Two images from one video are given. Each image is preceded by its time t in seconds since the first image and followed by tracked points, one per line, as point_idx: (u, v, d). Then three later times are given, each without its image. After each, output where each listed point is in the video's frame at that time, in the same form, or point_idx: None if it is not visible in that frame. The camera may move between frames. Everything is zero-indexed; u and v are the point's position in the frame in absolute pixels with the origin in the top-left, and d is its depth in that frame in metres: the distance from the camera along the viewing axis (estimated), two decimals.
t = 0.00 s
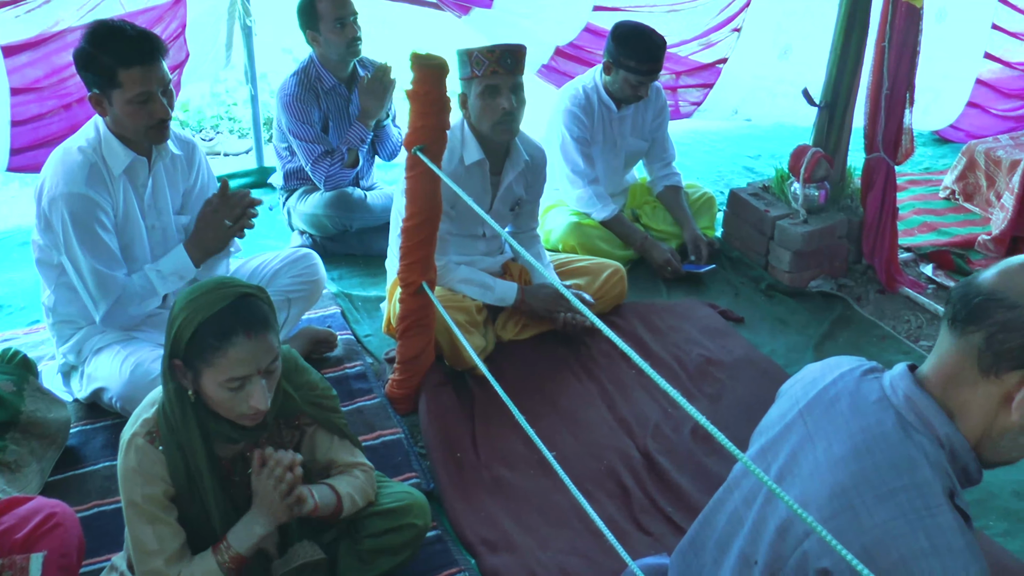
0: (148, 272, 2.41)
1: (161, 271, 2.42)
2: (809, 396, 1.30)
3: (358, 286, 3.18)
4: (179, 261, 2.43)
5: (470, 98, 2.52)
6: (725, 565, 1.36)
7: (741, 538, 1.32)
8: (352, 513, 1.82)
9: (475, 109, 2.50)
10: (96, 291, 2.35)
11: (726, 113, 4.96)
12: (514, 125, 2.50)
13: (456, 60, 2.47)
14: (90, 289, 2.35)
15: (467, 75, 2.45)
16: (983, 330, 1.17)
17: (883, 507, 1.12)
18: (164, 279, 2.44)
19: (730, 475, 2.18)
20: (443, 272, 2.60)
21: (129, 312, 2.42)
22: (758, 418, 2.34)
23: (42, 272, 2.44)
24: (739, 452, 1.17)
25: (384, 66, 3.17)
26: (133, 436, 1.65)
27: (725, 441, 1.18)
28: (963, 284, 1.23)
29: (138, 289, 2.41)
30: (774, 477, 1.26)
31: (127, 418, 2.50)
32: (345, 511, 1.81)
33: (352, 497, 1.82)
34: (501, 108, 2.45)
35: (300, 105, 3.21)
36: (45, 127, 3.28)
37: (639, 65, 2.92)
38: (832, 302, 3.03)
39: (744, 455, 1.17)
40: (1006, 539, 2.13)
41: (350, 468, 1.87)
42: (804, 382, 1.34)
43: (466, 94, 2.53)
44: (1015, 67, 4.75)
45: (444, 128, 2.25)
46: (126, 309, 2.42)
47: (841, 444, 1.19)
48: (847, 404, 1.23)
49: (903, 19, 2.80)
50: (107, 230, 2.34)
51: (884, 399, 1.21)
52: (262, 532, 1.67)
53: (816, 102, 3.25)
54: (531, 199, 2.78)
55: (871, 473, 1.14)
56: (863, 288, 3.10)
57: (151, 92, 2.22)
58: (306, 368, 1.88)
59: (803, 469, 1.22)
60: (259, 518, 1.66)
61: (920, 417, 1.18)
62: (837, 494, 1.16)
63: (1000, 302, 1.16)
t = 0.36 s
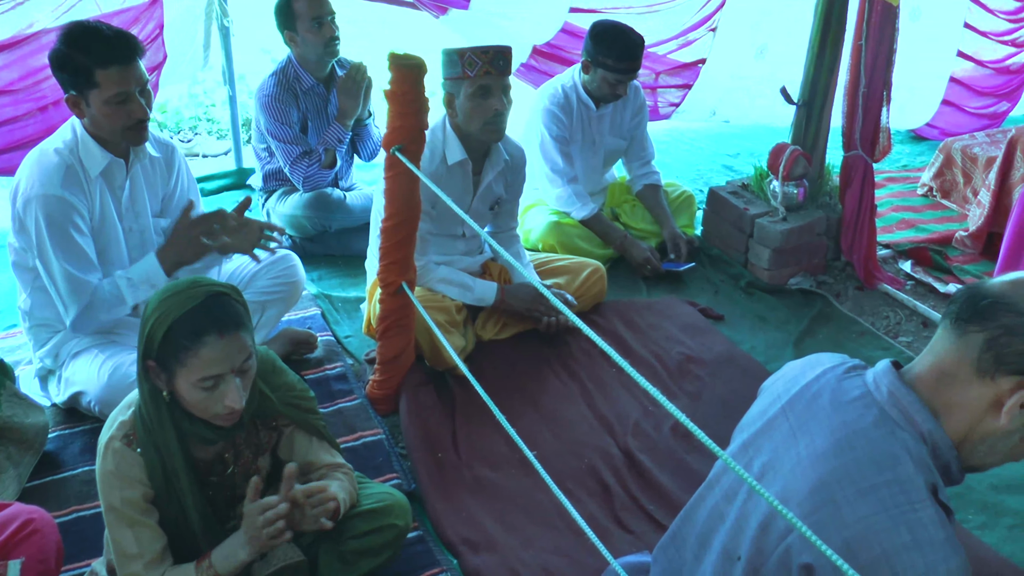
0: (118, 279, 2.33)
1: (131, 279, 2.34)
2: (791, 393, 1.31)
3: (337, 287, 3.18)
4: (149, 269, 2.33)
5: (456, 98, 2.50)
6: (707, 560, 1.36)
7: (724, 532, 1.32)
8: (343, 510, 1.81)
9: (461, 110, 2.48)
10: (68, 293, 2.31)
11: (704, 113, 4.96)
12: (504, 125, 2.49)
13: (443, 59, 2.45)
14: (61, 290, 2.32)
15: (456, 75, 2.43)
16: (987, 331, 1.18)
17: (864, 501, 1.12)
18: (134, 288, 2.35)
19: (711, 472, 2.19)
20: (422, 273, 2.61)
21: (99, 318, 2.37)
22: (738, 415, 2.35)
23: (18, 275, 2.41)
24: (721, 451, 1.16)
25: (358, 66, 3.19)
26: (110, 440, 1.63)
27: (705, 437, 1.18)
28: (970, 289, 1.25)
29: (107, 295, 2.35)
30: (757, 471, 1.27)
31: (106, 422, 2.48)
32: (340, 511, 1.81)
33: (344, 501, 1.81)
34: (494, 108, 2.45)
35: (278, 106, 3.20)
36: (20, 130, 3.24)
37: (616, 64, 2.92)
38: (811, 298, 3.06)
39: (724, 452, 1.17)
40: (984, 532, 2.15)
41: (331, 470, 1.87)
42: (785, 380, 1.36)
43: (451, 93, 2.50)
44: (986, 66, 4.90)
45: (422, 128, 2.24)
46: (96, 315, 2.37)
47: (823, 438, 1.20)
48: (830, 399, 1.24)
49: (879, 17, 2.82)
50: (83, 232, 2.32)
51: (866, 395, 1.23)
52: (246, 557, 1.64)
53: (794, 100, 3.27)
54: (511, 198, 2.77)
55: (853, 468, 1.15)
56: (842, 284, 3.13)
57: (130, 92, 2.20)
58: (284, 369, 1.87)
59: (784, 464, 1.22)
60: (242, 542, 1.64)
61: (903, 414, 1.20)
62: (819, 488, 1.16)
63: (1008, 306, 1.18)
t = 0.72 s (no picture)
0: (108, 282, 2.38)
1: (122, 282, 2.39)
2: (779, 390, 1.30)
3: (323, 288, 3.17)
4: (140, 272, 2.40)
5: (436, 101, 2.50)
6: (695, 556, 1.37)
7: (711, 528, 1.33)
8: (319, 517, 1.81)
9: (442, 113, 2.48)
10: (54, 298, 2.30)
11: (684, 113, 4.98)
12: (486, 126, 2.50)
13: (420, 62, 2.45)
14: (44, 294, 2.30)
15: (434, 79, 2.43)
16: (983, 333, 1.19)
17: (855, 496, 1.13)
18: (124, 289, 2.40)
19: (696, 469, 2.20)
20: (408, 272, 2.59)
21: (88, 321, 2.39)
22: (723, 413, 2.36)
23: None
24: (704, 447, 1.17)
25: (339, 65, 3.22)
26: (95, 443, 1.62)
27: (690, 436, 1.18)
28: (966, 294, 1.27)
29: (97, 298, 2.37)
30: (746, 467, 1.27)
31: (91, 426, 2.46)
32: (313, 515, 1.80)
33: (320, 501, 1.81)
34: (475, 110, 2.45)
35: (261, 107, 3.19)
36: (3, 134, 3.21)
37: (600, 62, 2.93)
38: (796, 296, 3.07)
39: (708, 450, 1.17)
40: (968, 526, 2.17)
41: (316, 470, 1.86)
42: (772, 377, 1.35)
43: (432, 96, 2.49)
44: (965, 65, 5.04)
45: (407, 128, 2.24)
46: (84, 317, 2.39)
47: (813, 435, 1.20)
48: (818, 397, 1.24)
49: (861, 16, 2.83)
50: (68, 236, 2.31)
51: (855, 391, 1.23)
52: (231, 543, 1.65)
53: (777, 99, 3.28)
54: (495, 197, 2.78)
55: (842, 463, 1.15)
56: (828, 281, 3.14)
57: (115, 97, 2.19)
58: (269, 370, 1.84)
59: (773, 460, 1.23)
60: (229, 528, 1.65)
61: (892, 410, 1.20)
62: (809, 484, 1.17)
63: (1005, 311, 1.19)
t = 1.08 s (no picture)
0: (92, 288, 2.32)
1: (106, 288, 2.33)
2: (768, 386, 1.31)
3: (309, 288, 3.17)
4: (123, 279, 2.32)
5: (411, 102, 2.51)
6: (683, 554, 1.37)
7: (700, 523, 1.33)
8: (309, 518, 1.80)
9: (418, 114, 2.49)
10: (39, 302, 2.29)
11: (666, 112, 5.01)
12: (460, 130, 2.52)
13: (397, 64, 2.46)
14: (28, 298, 2.29)
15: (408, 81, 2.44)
16: (976, 333, 1.19)
17: (847, 491, 1.13)
18: (108, 296, 2.34)
19: (683, 467, 2.21)
20: (393, 273, 2.59)
21: (72, 326, 2.35)
22: (711, 410, 2.37)
23: None
24: (692, 445, 1.15)
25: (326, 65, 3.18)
26: (79, 447, 1.61)
27: (677, 434, 1.17)
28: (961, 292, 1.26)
29: (81, 303, 2.33)
30: (736, 463, 1.27)
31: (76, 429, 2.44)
32: (308, 518, 1.79)
33: (314, 503, 1.80)
34: (447, 114, 2.47)
35: (246, 107, 3.18)
36: None
37: (584, 61, 2.93)
38: (782, 293, 3.09)
39: (697, 449, 1.16)
40: (955, 520, 2.18)
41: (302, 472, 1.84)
42: (760, 375, 1.35)
43: (409, 97, 2.51)
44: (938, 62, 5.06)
45: (391, 128, 2.24)
46: (70, 323, 2.35)
47: (803, 430, 1.20)
48: (808, 392, 1.24)
49: (845, 13, 2.84)
50: (52, 241, 2.29)
51: (845, 386, 1.23)
52: (219, 556, 1.62)
53: (761, 96, 3.30)
54: (479, 197, 2.78)
55: (834, 458, 1.16)
56: (813, 278, 3.17)
57: (98, 101, 2.18)
58: (255, 372, 1.83)
59: (764, 456, 1.23)
60: (218, 542, 1.62)
61: (882, 405, 1.20)
62: (800, 480, 1.17)
63: (1000, 311, 1.19)
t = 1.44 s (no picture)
0: (87, 287, 2.36)
1: (102, 286, 2.37)
2: (765, 383, 1.31)
3: (299, 288, 3.17)
4: (120, 275, 2.37)
5: (411, 97, 2.49)
6: (676, 553, 1.36)
7: (697, 518, 1.32)
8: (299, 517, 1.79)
9: (417, 112, 2.49)
10: (31, 304, 2.28)
11: (651, 110, 4.96)
12: (460, 126, 2.51)
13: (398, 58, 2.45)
14: (20, 301, 2.28)
15: (412, 76, 2.43)
16: (977, 334, 1.20)
17: (846, 484, 1.13)
18: (104, 294, 2.38)
19: (674, 465, 2.21)
20: (384, 272, 2.57)
21: (68, 328, 2.36)
22: (701, 408, 2.37)
23: None
24: (686, 446, 1.14)
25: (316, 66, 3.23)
26: (70, 449, 1.61)
27: (670, 433, 1.17)
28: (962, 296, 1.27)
29: (76, 302, 2.35)
30: (733, 459, 1.27)
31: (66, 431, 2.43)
32: (292, 518, 1.78)
33: (299, 503, 1.78)
34: (451, 109, 2.46)
35: (236, 107, 3.17)
36: None
37: (573, 59, 2.94)
38: (772, 290, 3.10)
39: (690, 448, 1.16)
40: (945, 516, 2.20)
41: (295, 472, 1.84)
42: (755, 374, 1.36)
43: (409, 93, 2.49)
44: (917, 59, 5.07)
45: (381, 127, 2.24)
46: (63, 325, 2.36)
47: (801, 426, 1.21)
48: (806, 388, 1.25)
49: (833, 11, 2.86)
50: (43, 243, 2.28)
51: (844, 382, 1.24)
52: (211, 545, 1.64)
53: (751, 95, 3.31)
54: (470, 195, 2.78)
55: (833, 452, 1.16)
56: (803, 275, 3.18)
57: (88, 104, 2.16)
58: (247, 373, 1.83)
59: (762, 451, 1.23)
60: (207, 531, 1.64)
61: (880, 402, 1.21)
62: (799, 474, 1.17)
63: (1001, 314, 1.20)
